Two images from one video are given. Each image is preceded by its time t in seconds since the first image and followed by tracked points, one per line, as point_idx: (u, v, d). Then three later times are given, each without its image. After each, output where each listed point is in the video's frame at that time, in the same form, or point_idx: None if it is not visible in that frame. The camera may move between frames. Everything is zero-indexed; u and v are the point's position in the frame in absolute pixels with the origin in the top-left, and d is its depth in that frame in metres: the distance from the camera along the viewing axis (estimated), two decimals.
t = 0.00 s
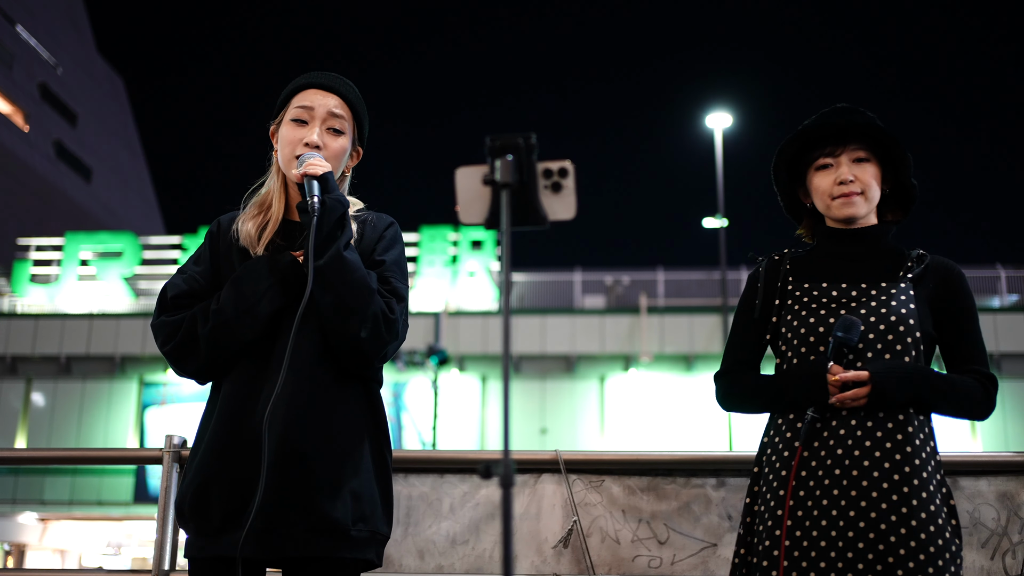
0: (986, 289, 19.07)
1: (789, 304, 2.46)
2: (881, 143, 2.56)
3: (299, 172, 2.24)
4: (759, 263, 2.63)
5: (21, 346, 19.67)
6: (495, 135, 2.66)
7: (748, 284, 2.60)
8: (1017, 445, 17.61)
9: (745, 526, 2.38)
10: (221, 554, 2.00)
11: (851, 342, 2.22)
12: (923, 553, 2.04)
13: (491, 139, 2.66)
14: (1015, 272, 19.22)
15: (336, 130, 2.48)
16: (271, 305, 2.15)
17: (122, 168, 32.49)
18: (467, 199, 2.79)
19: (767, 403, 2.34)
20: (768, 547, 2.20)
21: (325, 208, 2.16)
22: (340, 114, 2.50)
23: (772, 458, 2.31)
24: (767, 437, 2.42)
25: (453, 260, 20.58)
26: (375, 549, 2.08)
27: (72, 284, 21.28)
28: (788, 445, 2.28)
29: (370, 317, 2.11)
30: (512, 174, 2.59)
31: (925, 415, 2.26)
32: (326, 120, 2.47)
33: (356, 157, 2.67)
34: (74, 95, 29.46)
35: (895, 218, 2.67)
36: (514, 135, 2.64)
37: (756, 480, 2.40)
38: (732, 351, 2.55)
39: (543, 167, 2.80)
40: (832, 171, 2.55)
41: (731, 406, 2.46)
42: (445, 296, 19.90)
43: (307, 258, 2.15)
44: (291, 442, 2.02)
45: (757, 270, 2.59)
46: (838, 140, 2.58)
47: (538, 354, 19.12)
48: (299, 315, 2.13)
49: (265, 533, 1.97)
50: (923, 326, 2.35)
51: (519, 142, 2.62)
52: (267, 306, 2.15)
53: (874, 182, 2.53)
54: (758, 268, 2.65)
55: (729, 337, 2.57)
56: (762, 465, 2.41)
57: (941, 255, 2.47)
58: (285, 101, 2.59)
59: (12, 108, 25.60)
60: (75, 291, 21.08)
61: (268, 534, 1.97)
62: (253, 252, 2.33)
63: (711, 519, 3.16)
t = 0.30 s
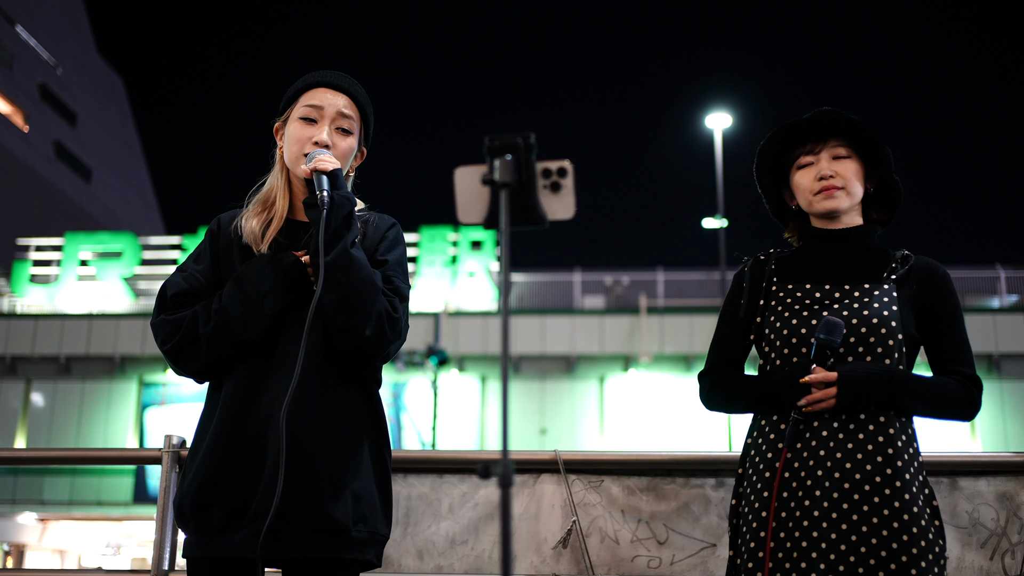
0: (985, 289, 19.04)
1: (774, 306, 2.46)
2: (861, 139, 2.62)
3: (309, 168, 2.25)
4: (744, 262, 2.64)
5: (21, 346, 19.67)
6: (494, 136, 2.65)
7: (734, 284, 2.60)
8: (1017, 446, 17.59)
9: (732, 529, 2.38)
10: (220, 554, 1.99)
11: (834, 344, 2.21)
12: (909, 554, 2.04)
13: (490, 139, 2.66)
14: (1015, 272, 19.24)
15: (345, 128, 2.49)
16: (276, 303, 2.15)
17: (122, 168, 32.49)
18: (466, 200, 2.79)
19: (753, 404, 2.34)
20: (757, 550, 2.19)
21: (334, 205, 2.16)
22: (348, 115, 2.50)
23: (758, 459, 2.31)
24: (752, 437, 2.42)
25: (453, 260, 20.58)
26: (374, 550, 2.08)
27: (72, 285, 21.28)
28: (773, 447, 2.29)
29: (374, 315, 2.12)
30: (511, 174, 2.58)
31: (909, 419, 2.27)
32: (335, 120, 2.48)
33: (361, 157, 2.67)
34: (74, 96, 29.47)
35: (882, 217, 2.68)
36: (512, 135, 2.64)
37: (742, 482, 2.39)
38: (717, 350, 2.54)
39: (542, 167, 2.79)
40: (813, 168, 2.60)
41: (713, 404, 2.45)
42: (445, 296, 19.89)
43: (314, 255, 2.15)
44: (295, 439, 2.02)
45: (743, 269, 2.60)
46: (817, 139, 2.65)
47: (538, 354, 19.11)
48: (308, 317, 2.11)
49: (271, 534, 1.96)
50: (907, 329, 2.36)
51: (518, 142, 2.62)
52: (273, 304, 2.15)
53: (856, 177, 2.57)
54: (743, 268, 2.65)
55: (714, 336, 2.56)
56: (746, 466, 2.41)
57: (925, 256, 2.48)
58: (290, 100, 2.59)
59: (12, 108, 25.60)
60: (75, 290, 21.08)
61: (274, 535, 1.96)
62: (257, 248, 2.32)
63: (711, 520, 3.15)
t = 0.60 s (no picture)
0: (986, 290, 19.04)
1: (768, 306, 2.44)
2: (845, 137, 2.64)
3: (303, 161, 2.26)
4: (733, 262, 2.63)
5: (21, 346, 19.67)
6: (494, 136, 2.66)
7: (724, 282, 2.59)
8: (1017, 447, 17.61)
9: (725, 528, 2.37)
10: (222, 553, 1.99)
11: (840, 351, 2.19)
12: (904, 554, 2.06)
13: (490, 139, 2.66)
14: (1014, 273, 19.26)
15: (341, 124, 2.48)
16: (271, 296, 2.15)
17: (121, 168, 32.49)
18: (465, 200, 2.79)
19: (747, 405, 2.33)
20: (752, 550, 2.17)
21: (325, 199, 2.16)
22: (346, 112, 2.51)
23: (752, 460, 2.30)
24: (744, 439, 2.41)
25: (452, 261, 20.59)
26: (373, 550, 2.07)
27: (72, 284, 21.28)
28: (767, 449, 2.27)
29: (368, 307, 2.11)
30: (511, 174, 2.59)
31: (900, 421, 2.28)
32: (333, 116, 2.48)
33: (360, 157, 2.67)
34: (74, 96, 29.49)
35: (872, 216, 2.71)
36: (512, 135, 2.64)
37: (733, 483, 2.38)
38: (705, 351, 2.52)
39: (542, 167, 2.80)
40: (799, 170, 2.63)
41: (702, 404, 2.44)
42: (445, 296, 19.90)
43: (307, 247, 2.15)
44: (297, 435, 2.03)
45: (733, 269, 2.59)
46: (803, 140, 2.68)
47: (537, 355, 19.11)
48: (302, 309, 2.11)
49: (272, 532, 1.97)
50: (898, 331, 2.37)
51: (518, 142, 2.62)
52: (267, 298, 2.15)
53: (843, 176, 2.60)
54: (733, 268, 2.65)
55: (703, 335, 2.54)
56: (739, 466, 2.40)
57: (913, 257, 2.49)
58: (289, 101, 2.60)
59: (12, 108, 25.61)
60: (75, 290, 21.07)
61: (275, 533, 1.97)
62: (255, 245, 2.32)
63: (711, 520, 3.15)
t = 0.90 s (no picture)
0: (985, 290, 19.06)
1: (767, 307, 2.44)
2: (835, 136, 2.65)
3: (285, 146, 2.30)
4: (730, 262, 2.63)
5: (21, 346, 19.67)
6: (493, 136, 2.65)
7: (720, 282, 2.60)
8: (1016, 447, 17.63)
9: (722, 528, 2.36)
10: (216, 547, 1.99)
11: (848, 347, 2.22)
12: (900, 550, 2.06)
13: (490, 139, 2.66)
14: (1014, 273, 19.30)
15: (333, 114, 2.51)
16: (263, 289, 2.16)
17: (121, 168, 32.48)
18: (465, 200, 2.79)
19: (748, 405, 2.32)
20: (754, 549, 2.16)
21: (303, 177, 2.18)
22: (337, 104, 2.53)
23: (752, 459, 2.29)
24: (743, 440, 2.40)
25: (452, 261, 20.59)
26: (364, 542, 2.06)
27: (72, 284, 21.28)
28: (770, 448, 2.25)
29: (352, 282, 2.11)
30: (511, 174, 2.59)
31: (900, 419, 2.28)
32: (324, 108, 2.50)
33: (356, 154, 2.66)
34: (74, 96, 29.50)
35: (864, 215, 2.71)
36: (512, 135, 2.63)
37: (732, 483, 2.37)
38: (704, 351, 2.51)
39: (542, 167, 2.80)
40: (791, 171, 2.63)
41: (703, 406, 2.42)
42: (445, 296, 19.91)
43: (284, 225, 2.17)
44: (291, 428, 2.04)
45: (730, 269, 2.59)
46: (794, 140, 2.68)
47: (537, 354, 19.10)
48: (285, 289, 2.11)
49: (261, 525, 1.97)
50: (896, 329, 2.37)
51: (518, 142, 2.62)
52: (258, 290, 2.16)
53: (834, 174, 2.60)
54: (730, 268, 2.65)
55: (701, 336, 2.53)
56: (738, 467, 2.39)
57: (908, 256, 2.49)
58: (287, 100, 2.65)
59: (12, 108, 25.63)
60: (75, 290, 21.06)
61: (262, 525, 1.97)
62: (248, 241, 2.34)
63: (710, 520, 3.16)
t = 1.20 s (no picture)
0: (985, 290, 19.06)
1: (770, 307, 2.43)
2: (834, 138, 2.63)
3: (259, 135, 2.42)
4: (731, 263, 2.63)
5: (21, 346, 19.67)
6: (493, 136, 2.65)
7: (721, 283, 2.59)
8: (1016, 447, 17.63)
9: (730, 528, 2.35)
10: (205, 542, 2.01)
11: (857, 343, 2.24)
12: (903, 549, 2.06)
13: (490, 139, 2.66)
14: (1014, 272, 19.29)
15: (313, 112, 2.65)
16: (244, 287, 2.21)
17: (122, 169, 32.48)
18: (466, 200, 2.79)
19: (753, 407, 2.32)
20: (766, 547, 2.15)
21: (270, 162, 2.28)
22: (319, 102, 2.66)
23: (758, 459, 2.29)
24: (749, 442, 2.41)
25: (452, 261, 20.58)
26: (342, 536, 2.05)
27: (72, 284, 21.27)
28: (777, 447, 2.26)
29: (319, 260, 2.13)
30: (511, 174, 2.58)
31: (905, 419, 2.28)
32: (306, 108, 2.65)
33: (350, 149, 2.72)
34: (74, 96, 29.51)
35: (865, 212, 2.71)
36: (512, 135, 2.63)
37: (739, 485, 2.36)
38: (709, 351, 2.51)
39: (542, 168, 2.80)
40: (791, 175, 2.63)
41: (708, 407, 2.42)
42: (445, 296, 19.91)
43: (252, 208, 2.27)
44: (275, 426, 2.04)
45: (730, 269, 2.59)
46: (794, 142, 2.67)
47: (537, 355, 19.10)
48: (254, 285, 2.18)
49: (239, 521, 1.97)
50: (900, 327, 2.37)
51: (518, 142, 2.62)
52: (239, 289, 2.21)
53: (834, 176, 2.60)
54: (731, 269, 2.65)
55: (706, 337, 2.54)
56: (745, 468, 2.39)
57: (910, 255, 2.48)
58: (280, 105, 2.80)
59: (12, 108, 25.64)
60: (75, 290, 21.08)
61: (242, 519, 1.98)
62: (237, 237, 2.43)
63: (710, 520, 3.15)
